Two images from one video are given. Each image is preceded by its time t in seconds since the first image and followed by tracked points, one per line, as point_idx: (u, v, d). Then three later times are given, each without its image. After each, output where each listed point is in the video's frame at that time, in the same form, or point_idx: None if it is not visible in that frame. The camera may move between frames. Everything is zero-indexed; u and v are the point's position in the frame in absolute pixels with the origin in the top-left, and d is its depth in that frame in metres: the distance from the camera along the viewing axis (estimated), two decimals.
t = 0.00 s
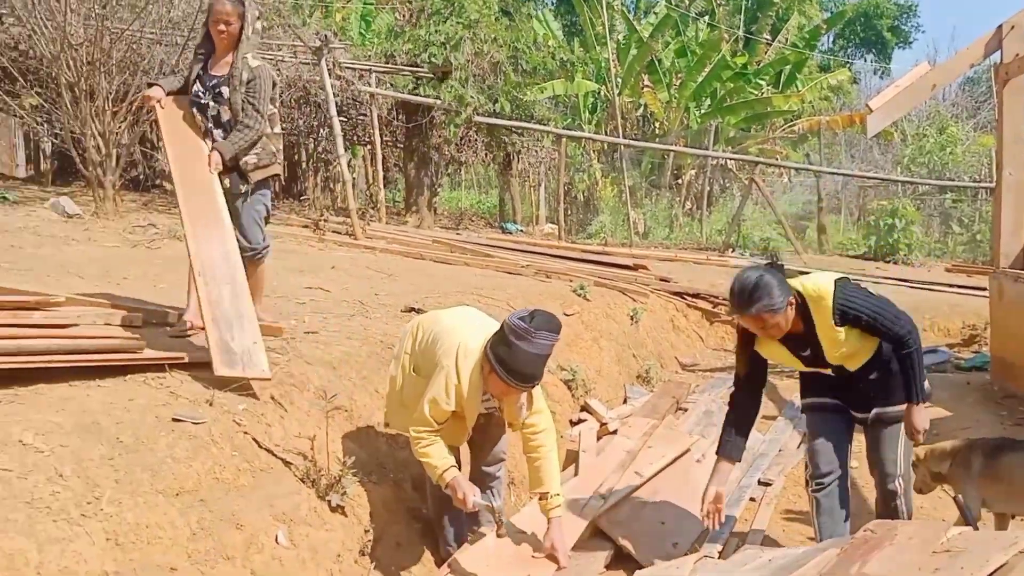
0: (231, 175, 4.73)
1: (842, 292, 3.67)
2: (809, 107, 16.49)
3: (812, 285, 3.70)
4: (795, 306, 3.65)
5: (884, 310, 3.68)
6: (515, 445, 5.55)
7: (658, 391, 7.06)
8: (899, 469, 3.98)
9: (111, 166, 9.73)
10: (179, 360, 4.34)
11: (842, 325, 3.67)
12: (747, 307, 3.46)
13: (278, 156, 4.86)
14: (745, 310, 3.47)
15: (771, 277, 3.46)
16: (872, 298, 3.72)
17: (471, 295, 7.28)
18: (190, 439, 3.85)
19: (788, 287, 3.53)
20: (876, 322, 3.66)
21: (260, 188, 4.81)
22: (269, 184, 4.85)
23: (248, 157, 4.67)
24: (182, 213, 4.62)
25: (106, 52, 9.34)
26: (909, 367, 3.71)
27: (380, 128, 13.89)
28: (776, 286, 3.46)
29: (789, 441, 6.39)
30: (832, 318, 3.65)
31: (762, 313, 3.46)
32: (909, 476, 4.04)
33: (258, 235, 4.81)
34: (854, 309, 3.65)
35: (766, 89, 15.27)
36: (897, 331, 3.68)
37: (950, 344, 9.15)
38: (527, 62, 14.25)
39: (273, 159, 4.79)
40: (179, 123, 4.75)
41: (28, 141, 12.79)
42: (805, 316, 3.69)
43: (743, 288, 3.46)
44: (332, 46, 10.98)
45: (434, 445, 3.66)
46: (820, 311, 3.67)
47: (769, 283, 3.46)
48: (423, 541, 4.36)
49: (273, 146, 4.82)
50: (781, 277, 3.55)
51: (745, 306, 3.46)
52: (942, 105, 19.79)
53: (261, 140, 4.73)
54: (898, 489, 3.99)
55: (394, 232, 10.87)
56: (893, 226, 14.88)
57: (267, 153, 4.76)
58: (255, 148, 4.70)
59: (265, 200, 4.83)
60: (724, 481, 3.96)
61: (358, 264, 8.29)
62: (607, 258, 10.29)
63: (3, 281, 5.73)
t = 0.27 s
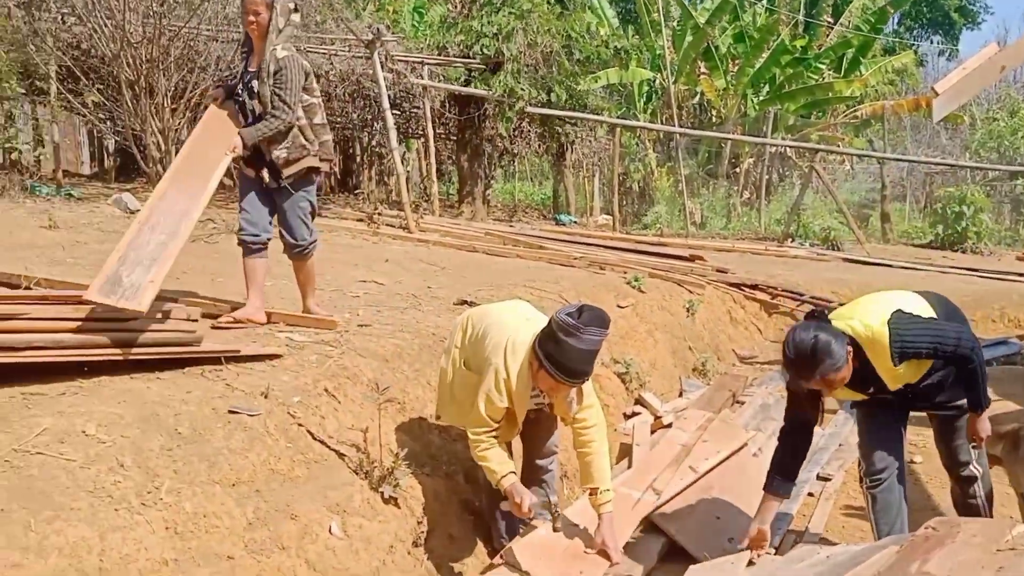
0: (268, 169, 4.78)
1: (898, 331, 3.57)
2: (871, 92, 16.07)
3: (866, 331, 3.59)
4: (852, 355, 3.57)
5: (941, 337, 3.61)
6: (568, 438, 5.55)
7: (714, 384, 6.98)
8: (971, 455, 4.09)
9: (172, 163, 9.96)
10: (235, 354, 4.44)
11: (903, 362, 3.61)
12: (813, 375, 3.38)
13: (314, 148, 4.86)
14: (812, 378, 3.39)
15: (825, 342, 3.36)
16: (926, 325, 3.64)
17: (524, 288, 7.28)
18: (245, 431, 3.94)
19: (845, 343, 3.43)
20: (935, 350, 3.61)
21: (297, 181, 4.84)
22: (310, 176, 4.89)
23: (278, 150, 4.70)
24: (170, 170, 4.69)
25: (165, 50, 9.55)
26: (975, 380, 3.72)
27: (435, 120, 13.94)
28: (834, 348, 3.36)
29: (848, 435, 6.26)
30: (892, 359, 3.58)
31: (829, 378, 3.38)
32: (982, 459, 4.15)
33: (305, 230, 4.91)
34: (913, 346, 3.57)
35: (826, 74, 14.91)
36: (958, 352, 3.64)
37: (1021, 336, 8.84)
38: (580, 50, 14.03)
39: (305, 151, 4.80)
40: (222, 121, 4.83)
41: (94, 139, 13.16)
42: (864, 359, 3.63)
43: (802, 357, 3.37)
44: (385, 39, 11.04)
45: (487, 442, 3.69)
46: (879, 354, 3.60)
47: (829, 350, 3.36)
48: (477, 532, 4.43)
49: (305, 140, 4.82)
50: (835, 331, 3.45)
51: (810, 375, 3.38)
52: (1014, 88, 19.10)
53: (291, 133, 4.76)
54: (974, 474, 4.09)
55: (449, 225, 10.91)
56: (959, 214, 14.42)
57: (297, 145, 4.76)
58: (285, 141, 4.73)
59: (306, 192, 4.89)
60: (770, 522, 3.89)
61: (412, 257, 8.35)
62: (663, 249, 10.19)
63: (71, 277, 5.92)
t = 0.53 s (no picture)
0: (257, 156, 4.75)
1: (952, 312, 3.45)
2: (906, 77, 15.78)
3: (921, 311, 3.47)
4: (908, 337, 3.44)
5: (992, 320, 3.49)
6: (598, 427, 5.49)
7: (745, 373, 6.89)
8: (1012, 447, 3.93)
9: (202, 153, 10.00)
10: (263, 344, 4.43)
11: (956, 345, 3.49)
12: (879, 354, 3.24)
13: (302, 134, 4.74)
14: (879, 357, 3.26)
15: (892, 321, 3.23)
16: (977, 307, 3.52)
17: (553, 277, 7.22)
18: (274, 422, 3.92)
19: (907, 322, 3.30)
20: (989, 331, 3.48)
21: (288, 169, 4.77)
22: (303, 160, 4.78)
23: (262, 135, 4.65)
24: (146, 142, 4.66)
25: (194, 39, 9.57)
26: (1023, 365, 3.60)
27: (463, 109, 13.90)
28: (902, 327, 3.24)
29: (881, 424, 6.15)
30: (946, 341, 3.47)
31: (896, 357, 3.25)
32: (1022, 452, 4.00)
33: (308, 216, 4.80)
34: (968, 328, 3.45)
35: (859, 59, 14.65)
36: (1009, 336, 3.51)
37: None
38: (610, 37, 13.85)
39: (287, 136, 4.68)
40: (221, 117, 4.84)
41: (125, 131, 13.24)
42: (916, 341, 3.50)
43: (873, 335, 3.23)
44: (412, 27, 11.00)
45: (517, 428, 3.61)
46: (933, 335, 3.48)
47: (899, 329, 3.23)
48: (507, 522, 4.42)
49: (290, 125, 4.71)
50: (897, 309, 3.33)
51: (876, 354, 3.25)
52: None
53: (275, 117, 4.68)
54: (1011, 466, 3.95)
55: (477, 214, 10.87)
56: (994, 200, 14.14)
57: (279, 130, 4.66)
58: (270, 126, 4.67)
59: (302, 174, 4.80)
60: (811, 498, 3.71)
61: (442, 247, 8.32)
62: (694, 237, 10.07)
63: (104, 268, 5.96)
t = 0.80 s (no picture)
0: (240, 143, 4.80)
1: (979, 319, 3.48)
2: (913, 65, 15.68)
3: (949, 317, 3.49)
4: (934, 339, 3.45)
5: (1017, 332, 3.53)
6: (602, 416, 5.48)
7: (750, 362, 6.88)
8: None
9: (207, 143, 10.00)
10: (267, 334, 4.43)
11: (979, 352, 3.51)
12: (910, 352, 3.23)
13: (280, 119, 4.73)
14: (908, 355, 3.25)
15: (925, 319, 3.23)
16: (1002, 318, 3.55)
17: (559, 266, 7.20)
18: (278, 412, 3.93)
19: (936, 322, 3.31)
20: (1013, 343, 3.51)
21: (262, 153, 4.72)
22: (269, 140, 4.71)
23: (242, 122, 4.71)
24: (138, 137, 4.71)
25: (198, 28, 9.54)
26: None
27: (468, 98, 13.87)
28: (933, 326, 3.24)
29: (887, 413, 6.15)
30: (970, 347, 3.50)
31: (925, 355, 3.25)
32: None
33: (273, 192, 4.66)
34: (994, 337, 3.48)
35: (866, 47, 14.56)
36: None
37: None
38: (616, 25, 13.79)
39: (265, 122, 4.70)
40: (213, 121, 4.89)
41: (131, 121, 13.22)
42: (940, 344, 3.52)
43: (905, 332, 3.21)
44: (416, 15, 10.96)
45: (523, 416, 3.60)
46: (958, 340, 3.50)
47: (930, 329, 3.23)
48: (512, 511, 4.44)
49: (269, 112, 4.71)
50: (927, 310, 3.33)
51: (906, 353, 3.24)
52: None
53: (254, 103, 4.70)
54: None
55: (482, 203, 10.86)
56: (1000, 187, 14.06)
57: (256, 115, 4.68)
58: (249, 112, 4.71)
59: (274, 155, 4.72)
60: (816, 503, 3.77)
61: (447, 236, 8.31)
62: (700, 226, 10.04)
63: (110, 258, 5.96)
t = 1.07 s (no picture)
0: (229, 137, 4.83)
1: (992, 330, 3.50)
2: (911, 51, 15.62)
3: (963, 323, 3.50)
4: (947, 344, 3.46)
5: None
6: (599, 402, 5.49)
7: (747, 349, 6.90)
8: None
9: (203, 131, 9.96)
10: (265, 322, 4.43)
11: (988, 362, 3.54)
12: (928, 358, 3.25)
13: (263, 109, 4.71)
14: (924, 360, 3.27)
15: (943, 325, 3.25)
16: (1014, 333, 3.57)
17: (556, 253, 7.20)
18: (275, 399, 3.93)
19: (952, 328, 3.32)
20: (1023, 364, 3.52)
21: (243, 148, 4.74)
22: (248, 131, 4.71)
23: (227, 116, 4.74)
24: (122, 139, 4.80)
25: (194, 15, 9.48)
26: None
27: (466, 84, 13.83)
28: (949, 331, 3.26)
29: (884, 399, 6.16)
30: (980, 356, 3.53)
31: (941, 360, 3.27)
32: None
33: (249, 182, 4.65)
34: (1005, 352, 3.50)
35: (865, 33, 14.49)
36: None
37: None
38: (613, 12, 13.75)
39: (250, 115, 4.70)
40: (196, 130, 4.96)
41: (128, 109, 13.18)
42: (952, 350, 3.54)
43: (924, 338, 3.23)
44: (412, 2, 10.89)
45: (520, 399, 3.60)
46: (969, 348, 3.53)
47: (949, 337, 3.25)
48: (509, 498, 4.46)
49: (253, 104, 4.70)
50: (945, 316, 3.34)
51: (925, 358, 3.26)
52: None
53: (237, 96, 4.69)
54: None
55: (480, 190, 10.84)
56: (998, 173, 14.03)
57: (239, 109, 4.69)
58: (233, 105, 4.72)
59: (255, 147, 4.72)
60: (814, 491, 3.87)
61: (445, 223, 8.30)
62: (697, 213, 10.03)
63: (106, 246, 5.95)
